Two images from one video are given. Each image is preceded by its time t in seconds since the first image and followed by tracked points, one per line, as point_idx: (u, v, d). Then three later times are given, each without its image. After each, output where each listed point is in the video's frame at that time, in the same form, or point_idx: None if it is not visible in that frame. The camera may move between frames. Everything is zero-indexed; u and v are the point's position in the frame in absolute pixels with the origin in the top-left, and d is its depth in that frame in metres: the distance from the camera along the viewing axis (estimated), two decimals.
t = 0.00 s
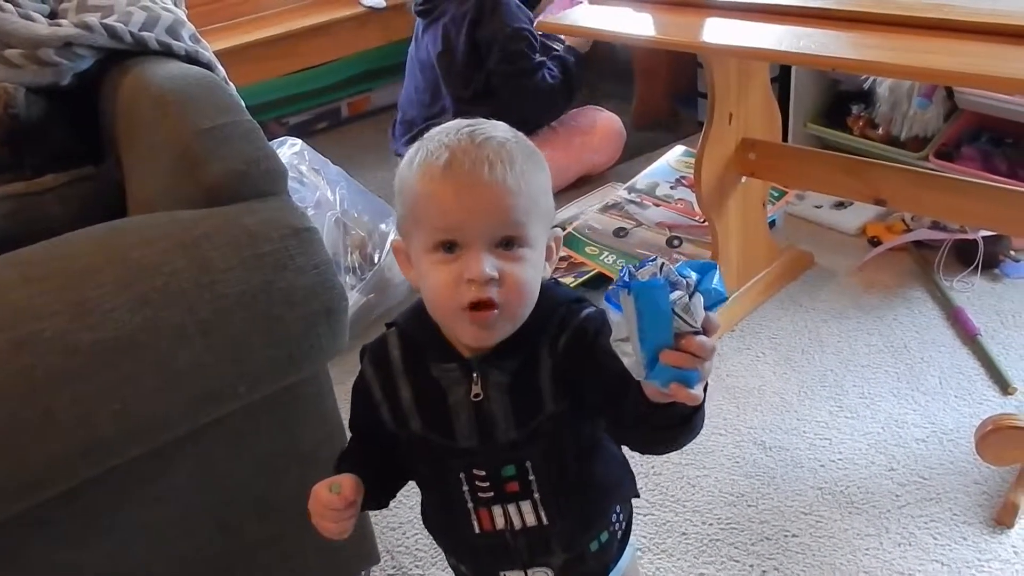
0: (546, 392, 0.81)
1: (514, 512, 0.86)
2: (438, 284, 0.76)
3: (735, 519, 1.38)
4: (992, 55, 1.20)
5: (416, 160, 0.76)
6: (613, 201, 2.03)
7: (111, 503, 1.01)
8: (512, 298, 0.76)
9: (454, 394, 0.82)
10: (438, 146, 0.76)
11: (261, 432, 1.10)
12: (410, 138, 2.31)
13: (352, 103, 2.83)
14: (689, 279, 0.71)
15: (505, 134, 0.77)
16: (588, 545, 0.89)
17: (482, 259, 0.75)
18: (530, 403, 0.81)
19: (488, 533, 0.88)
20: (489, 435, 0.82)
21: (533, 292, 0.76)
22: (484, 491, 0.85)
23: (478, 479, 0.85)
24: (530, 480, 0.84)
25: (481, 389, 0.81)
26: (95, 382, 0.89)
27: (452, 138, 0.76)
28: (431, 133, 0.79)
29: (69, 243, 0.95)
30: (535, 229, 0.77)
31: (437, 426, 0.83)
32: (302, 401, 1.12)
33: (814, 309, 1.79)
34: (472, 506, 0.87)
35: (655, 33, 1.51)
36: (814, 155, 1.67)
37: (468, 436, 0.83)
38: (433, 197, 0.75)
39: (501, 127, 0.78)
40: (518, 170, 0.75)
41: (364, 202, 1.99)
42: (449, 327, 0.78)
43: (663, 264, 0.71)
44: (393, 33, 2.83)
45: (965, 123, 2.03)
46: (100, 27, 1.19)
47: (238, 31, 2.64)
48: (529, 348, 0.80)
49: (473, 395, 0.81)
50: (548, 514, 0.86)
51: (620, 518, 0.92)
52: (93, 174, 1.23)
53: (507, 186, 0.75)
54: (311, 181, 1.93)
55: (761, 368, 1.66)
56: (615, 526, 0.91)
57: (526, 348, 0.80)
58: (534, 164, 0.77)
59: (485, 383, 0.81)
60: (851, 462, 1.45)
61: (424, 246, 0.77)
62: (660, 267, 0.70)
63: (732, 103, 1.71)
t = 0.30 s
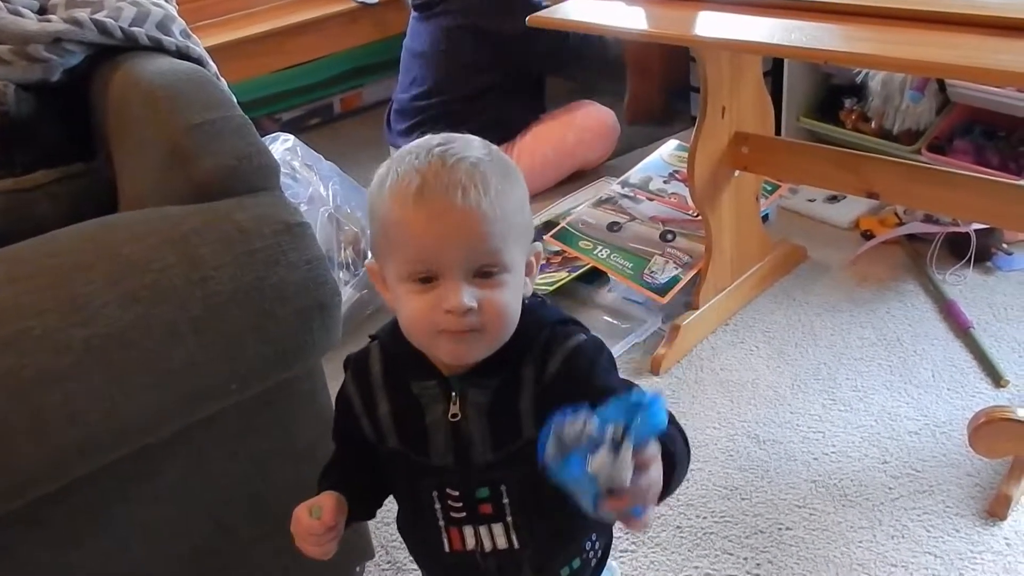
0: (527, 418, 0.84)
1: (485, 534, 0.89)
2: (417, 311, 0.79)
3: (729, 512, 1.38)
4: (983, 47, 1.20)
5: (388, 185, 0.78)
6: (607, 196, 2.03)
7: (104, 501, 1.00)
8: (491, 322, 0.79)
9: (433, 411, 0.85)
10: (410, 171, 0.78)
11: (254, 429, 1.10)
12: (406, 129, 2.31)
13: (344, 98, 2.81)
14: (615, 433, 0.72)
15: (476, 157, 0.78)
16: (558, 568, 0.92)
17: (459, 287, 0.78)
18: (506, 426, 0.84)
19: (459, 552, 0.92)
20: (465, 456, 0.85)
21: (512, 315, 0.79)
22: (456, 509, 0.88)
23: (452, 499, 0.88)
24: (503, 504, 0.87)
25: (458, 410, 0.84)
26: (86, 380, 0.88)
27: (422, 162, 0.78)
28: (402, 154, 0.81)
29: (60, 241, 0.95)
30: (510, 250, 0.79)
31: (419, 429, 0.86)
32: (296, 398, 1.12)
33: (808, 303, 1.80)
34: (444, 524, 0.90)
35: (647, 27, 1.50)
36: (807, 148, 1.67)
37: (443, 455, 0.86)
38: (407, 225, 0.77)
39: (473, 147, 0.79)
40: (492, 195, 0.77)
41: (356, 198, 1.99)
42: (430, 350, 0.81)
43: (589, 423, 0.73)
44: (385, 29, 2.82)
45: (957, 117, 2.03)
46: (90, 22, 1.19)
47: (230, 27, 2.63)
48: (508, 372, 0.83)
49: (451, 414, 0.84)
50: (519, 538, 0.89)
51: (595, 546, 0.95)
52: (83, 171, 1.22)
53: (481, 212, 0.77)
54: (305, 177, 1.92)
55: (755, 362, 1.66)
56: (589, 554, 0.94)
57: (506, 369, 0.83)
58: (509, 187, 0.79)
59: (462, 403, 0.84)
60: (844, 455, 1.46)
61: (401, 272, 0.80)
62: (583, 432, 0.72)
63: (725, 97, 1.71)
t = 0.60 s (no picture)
0: (606, 482, 0.86)
1: None
2: (477, 334, 0.78)
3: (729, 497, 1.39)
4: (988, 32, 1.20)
5: (468, 196, 0.77)
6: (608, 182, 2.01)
7: (106, 478, 1.01)
8: (557, 359, 0.77)
9: (499, 461, 0.85)
10: (493, 184, 0.77)
11: (255, 410, 1.10)
12: (411, 108, 2.30)
13: (346, 85, 2.80)
14: None
15: (565, 176, 0.77)
16: None
17: (526, 318, 0.77)
18: (581, 487, 0.86)
19: None
20: (531, 514, 0.87)
21: (581, 355, 0.78)
22: (509, 562, 0.90)
23: (505, 552, 0.90)
24: (561, 563, 0.90)
25: (534, 465, 0.84)
26: (88, 357, 0.88)
27: (508, 175, 0.77)
28: (489, 163, 0.79)
29: (63, 218, 0.94)
30: (589, 286, 0.78)
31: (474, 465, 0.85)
32: (295, 380, 1.12)
33: (809, 291, 1.80)
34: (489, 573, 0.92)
35: (651, 11, 1.50)
36: (811, 135, 1.67)
37: (504, 509, 0.87)
38: (481, 244, 0.76)
39: (564, 164, 0.78)
40: (575, 222, 0.76)
41: (358, 183, 1.99)
42: (487, 379, 0.80)
43: None
44: (387, 14, 2.82)
45: (962, 105, 2.03)
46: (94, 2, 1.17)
47: (231, 11, 2.62)
48: (594, 436, 0.84)
49: (525, 470, 0.84)
50: None
51: None
52: (92, 150, 1.22)
53: (562, 238, 0.75)
54: (306, 161, 1.91)
55: (755, 349, 1.66)
56: None
57: (592, 424, 0.84)
58: (598, 216, 0.77)
59: (538, 460, 0.84)
60: (843, 443, 1.46)
61: (466, 291, 0.79)
62: None
63: (728, 84, 1.71)
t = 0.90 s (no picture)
0: (689, 473, 0.82)
1: None
2: (532, 309, 0.72)
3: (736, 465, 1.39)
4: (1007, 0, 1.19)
5: (547, 158, 0.73)
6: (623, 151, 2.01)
7: (121, 429, 1.02)
8: (616, 344, 0.71)
9: (580, 460, 0.79)
10: (577, 148, 0.73)
11: (267, 367, 1.11)
12: (426, 74, 2.29)
13: (361, 50, 2.79)
14: None
15: (653, 150, 0.73)
16: None
17: (591, 295, 0.71)
18: (663, 481, 0.81)
19: None
20: (613, 514, 0.82)
21: (644, 346, 0.72)
22: (585, 570, 0.84)
23: (581, 558, 0.83)
24: (640, 563, 0.85)
25: (618, 462, 0.79)
26: (104, 309, 0.89)
27: (592, 142, 0.73)
28: (573, 130, 0.75)
29: (79, 172, 0.95)
30: (663, 272, 0.72)
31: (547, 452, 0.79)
32: (307, 338, 1.13)
33: (822, 264, 1.79)
34: None
35: None
36: (829, 105, 1.65)
37: (584, 511, 0.81)
38: (555, 211, 0.71)
39: (654, 140, 0.74)
40: (659, 197, 0.71)
41: (372, 147, 1.98)
42: (538, 365, 0.73)
43: None
44: None
45: (980, 81, 2.00)
46: None
47: None
48: (677, 425, 0.80)
49: (610, 467, 0.79)
50: None
51: None
52: (104, 108, 1.20)
53: (642, 210, 0.71)
54: (320, 125, 1.90)
55: (766, 321, 1.66)
56: None
57: (676, 415, 0.79)
58: (683, 196, 0.73)
59: (622, 454, 0.79)
60: (852, 414, 1.46)
61: (529, 260, 0.73)
62: None
63: (745, 52, 1.69)
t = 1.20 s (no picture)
0: (686, 475, 0.82)
1: None
2: (530, 307, 0.71)
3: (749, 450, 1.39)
4: None
5: (550, 156, 0.73)
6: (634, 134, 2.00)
7: (139, 414, 1.03)
8: (614, 343, 0.70)
9: (575, 463, 0.78)
10: (579, 146, 0.73)
11: (281, 352, 1.12)
12: (439, 58, 2.29)
13: (371, 33, 2.78)
14: None
15: (655, 150, 0.73)
16: None
17: (590, 293, 0.69)
18: (660, 482, 0.80)
19: None
20: (609, 517, 0.80)
21: (640, 347, 0.71)
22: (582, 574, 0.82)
23: (577, 562, 0.82)
24: (638, 566, 0.83)
25: (615, 464, 0.78)
26: (120, 295, 0.90)
27: (594, 141, 0.73)
28: (575, 131, 0.75)
29: (95, 159, 0.96)
30: (663, 273, 0.71)
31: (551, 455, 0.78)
32: (320, 323, 1.13)
33: (834, 247, 1.79)
34: None
35: None
36: (841, 87, 1.65)
37: (582, 515, 0.80)
38: (556, 208, 0.70)
39: (656, 142, 0.74)
40: (660, 196, 0.71)
41: (383, 132, 1.99)
42: (534, 368, 0.72)
43: None
44: None
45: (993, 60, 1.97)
46: None
47: None
48: (674, 426, 0.80)
49: (606, 469, 0.78)
50: None
51: None
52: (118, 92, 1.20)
53: (643, 208, 0.70)
54: (332, 110, 1.90)
55: (778, 304, 1.66)
56: None
57: (672, 415, 0.79)
58: (683, 196, 0.72)
59: (619, 456, 0.78)
60: (865, 397, 1.47)
61: (528, 258, 0.72)
62: None
63: (757, 34, 1.68)
